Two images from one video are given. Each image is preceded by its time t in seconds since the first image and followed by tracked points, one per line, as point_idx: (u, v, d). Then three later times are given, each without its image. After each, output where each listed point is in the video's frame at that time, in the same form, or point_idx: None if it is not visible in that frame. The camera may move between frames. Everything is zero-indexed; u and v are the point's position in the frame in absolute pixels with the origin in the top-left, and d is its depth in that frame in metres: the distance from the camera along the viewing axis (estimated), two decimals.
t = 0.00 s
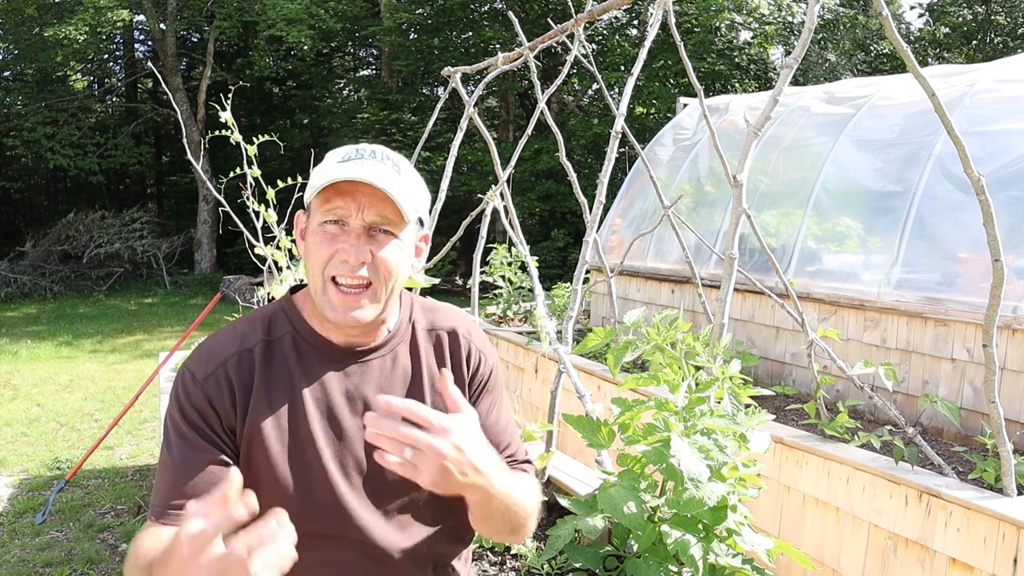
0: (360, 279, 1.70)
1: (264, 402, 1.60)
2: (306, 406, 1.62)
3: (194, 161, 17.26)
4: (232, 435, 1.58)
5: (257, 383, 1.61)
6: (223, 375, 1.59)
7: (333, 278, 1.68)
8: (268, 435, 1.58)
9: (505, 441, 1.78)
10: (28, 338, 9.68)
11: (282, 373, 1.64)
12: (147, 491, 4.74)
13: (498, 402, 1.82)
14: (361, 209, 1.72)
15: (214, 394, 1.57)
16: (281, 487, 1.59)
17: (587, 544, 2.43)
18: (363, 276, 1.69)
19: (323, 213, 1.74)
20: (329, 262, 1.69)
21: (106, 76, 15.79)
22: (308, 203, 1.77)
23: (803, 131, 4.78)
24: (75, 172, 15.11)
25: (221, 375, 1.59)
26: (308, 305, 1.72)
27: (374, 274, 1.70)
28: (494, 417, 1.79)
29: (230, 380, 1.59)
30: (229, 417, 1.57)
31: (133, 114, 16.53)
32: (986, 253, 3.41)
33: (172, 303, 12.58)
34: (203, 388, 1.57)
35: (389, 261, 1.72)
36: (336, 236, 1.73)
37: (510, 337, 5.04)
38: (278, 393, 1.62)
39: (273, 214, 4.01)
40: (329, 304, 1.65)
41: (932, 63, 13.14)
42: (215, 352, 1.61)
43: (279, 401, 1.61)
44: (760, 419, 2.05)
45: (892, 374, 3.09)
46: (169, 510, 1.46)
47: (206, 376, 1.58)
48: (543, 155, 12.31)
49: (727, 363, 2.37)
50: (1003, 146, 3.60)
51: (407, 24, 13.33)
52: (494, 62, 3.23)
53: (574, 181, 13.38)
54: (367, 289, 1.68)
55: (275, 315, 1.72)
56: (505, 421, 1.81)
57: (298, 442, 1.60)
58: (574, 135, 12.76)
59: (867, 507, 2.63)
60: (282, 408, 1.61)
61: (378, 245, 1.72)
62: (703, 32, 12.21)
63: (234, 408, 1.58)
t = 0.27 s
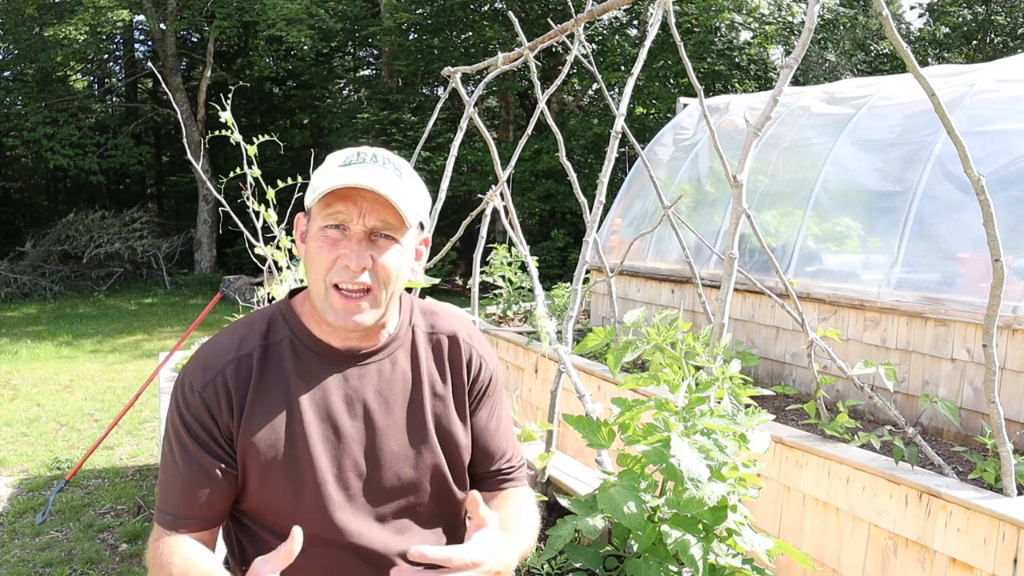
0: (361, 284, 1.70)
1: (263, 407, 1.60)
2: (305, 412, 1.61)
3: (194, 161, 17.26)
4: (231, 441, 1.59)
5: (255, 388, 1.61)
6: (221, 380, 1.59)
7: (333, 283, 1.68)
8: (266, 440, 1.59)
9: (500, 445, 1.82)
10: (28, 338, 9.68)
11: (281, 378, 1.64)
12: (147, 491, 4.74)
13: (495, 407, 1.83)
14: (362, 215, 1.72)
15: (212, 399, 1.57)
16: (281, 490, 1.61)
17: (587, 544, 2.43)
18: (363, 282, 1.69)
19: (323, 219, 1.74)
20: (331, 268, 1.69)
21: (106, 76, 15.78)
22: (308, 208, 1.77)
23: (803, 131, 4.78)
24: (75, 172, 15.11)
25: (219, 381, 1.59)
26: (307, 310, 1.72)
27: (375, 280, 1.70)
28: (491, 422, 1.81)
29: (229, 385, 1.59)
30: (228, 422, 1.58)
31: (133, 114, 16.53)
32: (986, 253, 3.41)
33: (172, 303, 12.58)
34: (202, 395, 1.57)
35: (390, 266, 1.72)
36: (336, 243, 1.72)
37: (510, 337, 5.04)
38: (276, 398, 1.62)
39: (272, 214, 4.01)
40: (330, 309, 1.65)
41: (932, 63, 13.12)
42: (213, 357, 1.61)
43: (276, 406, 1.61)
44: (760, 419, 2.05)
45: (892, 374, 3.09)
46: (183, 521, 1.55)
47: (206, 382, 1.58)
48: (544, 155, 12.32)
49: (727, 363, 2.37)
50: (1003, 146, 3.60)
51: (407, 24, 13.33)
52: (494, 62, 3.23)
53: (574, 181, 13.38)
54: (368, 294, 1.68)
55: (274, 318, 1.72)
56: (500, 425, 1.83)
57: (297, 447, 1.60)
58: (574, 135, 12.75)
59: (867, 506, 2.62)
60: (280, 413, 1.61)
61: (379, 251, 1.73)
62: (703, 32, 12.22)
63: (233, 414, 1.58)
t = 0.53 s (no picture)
0: (362, 275, 1.70)
1: (263, 403, 1.60)
2: (305, 408, 1.61)
3: (194, 161, 17.26)
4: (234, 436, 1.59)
5: (257, 384, 1.61)
6: (222, 377, 1.59)
7: (335, 276, 1.68)
8: (268, 435, 1.59)
9: (497, 444, 1.82)
10: (28, 338, 9.67)
11: (282, 374, 1.64)
12: (147, 491, 4.74)
13: (493, 407, 1.83)
14: (364, 209, 1.73)
15: (213, 396, 1.57)
16: (283, 487, 1.61)
17: (587, 544, 2.43)
18: (366, 274, 1.69)
19: (324, 213, 1.74)
20: (332, 261, 1.70)
21: (106, 76, 15.77)
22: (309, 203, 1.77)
23: (803, 131, 4.78)
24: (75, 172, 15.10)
25: (222, 377, 1.59)
26: (308, 304, 1.72)
27: (376, 271, 1.70)
28: (488, 421, 1.81)
29: (232, 381, 1.59)
30: (230, 417, 1.58)
31: (133, 113, 16.52)
32: (986, 253, 3.41)
33: (172, 303, 12.58)
34: (206, 390, 1.57)
35: (391, 259, 1.73)
36: (338, 236, 1.73)
37: (510, 337, 5.04)
38: (277, 394, 1.62)
39: (272, 214, 4.01)
40: (332, 303, 1.65)
41: (932, 63, 13.11)
42: (214, 354, 1.61)
43: (277, 402, 1.61)
44: (760, 419, 2.05)
45: (892, 374, 3.09)
46: (184, 515, 1.54)
47: (207, 379, 1.58)
48: (544, 155, 12.31)
49: (727, 363, 2.37)
50: (1003, 146, 3.60)
51: (407, 24, 13.33)
52: (494, 61, 3.23)
53: (574, 181, 13.37)
54: (370, 288, 1.69)
55: (275, 315, 1.72)
56: (497, 424, 1.83)
57: (297, 444, 1.61)
58: (574, 135, 12.74)
59: (867, 506, 2.62)
60: (281, 409, 1.61)
61: (380, 244, 1.74)
62: (703, 32, 12.22)
63: (235, 409, 1.58)
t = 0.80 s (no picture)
0: (360, 268, 1.70)
1: (264, 400, 1.60)
2: (305, 405, 1.61)
3: (194, 161, 17.26)
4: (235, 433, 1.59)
5: (257, 382, 1.61)
6: (222, 374, 1.59)
7: (333, 269, 1.69)
8: (269, 432, 1.58)
9: (495, 439, 1.82)
10: (28, 338, 9.67)
11: (281, 371, 1.64)
12: (147, 491, 4.74)
13: (489, 403, 1.83)
14: (360, 202, 1.73)
15: (213, 394, 1.57)
16: (283, 484, 1.60)
17: (587, 544, 2.43)
18: (364, 266, 1.70)
19: (322, 209, 1.75)
20: (330, 254, 1.70)
21: (106, 76, 15.77)
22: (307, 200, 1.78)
23: (803, 131, 4.78)
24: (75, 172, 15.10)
25: (223, 375, 1.59)
26: (306, 300, 1.72)
27: (374, 263, 1.71)
28: (486, 416, 1.81)
29: (233, 378, 1.59)
30: (231, 415, 1.57)
31: (133, 113, 16.52)
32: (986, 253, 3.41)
33: (172, 303, 12.58)
34: (207, 388, 1.57)
35: (388, 251, 1.73)
36: (336, 231, 1.73)
37: (510, 337, 5.04)
38: (277, 390, 1.62)
39: (273, 214, 4.01)
40: (330, 298, 1.65)
41: (932, 63, 13.10)
42: (215, 353, 1.61)
43: (277, 399, 1.61)
44: (760, 419, 2.05)
45: (892, 374, 3.09)
46: (186, 513, 1.53)
47: (207, 377, 1.57)
48: (544, 155, 12.31)
49: (727, 363, 2.37)
50: (1004, 146, 3.60)
51: (407, 24, 13.34)
52: (494, 61, 3.23)
53: (574, 181, 13.38)
54: (367, 282, 1.69)
55: (274, 314, 1.72)
56: (495, 420, 1.83)
57: (298, 440, 1.60)
58: (574, 135, 12.74)
59: (867, 506, 2.62)
60: (281, 405, 1.61)
61: (377, 237, 1.74)
62: (703, 32, 12.23)
63: (236, 406, 1.58)
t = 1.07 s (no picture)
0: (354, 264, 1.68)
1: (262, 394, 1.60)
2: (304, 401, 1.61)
3: (194, 161, 17.26)
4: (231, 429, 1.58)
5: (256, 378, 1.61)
6: (221, 368, 1.59)
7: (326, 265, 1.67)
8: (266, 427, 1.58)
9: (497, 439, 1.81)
10: (27, 338, 9.67)
11: (280, 368, 1.64)
12: (147, 491, 4.74)
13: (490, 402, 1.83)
14: (355, 200, 1.73)
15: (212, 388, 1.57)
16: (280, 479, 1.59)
17: (587, 545, 2.43)
18: (356, 265, 1.68)
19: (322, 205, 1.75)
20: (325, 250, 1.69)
21: (106, 76, 15.77)
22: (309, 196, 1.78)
23: (803, 131, 4.78)
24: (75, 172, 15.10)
25: (220, 369, 1.59)
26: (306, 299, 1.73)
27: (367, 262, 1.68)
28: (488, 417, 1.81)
29: (230, 374, 1.60)
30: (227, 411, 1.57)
31: (133, 114, 16.52)
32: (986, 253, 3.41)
33: (172, 303, 12.58)
34: (204, 382, 1.57)
35: (382, 251, 1.70)
36: (335, 227, 1.73)
37: (510, 337, 5.04)
38: (276, 387, 1.62)
39: (273, 214, 4.01)
40: (326, 293, 1.64)
41: (932, 63, 13.10)
42: (214, 348, 1.61)
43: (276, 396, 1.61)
44: (760, 419, 2.05)
45: (892, 374, 3.09)
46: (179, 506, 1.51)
47: (206, 371, 1.58)
48: (544, 155, 12.32)
49: (727, 364, 2.37)
50: (1004, 146, 3.60)
51: (407, 24, 13.34)
52: (494, 62, 3.23)
53: (574, 181, 13.38)
54: (361, 279, 1.68)
55: (273, 312, 1.72)
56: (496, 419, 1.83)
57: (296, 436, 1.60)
58: (574, 135, 12.74)
59: (867, 506, 2.63)
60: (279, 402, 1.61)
61: (370, 236, 1.72)
62: (703, 32, 12.23)
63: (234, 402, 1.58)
